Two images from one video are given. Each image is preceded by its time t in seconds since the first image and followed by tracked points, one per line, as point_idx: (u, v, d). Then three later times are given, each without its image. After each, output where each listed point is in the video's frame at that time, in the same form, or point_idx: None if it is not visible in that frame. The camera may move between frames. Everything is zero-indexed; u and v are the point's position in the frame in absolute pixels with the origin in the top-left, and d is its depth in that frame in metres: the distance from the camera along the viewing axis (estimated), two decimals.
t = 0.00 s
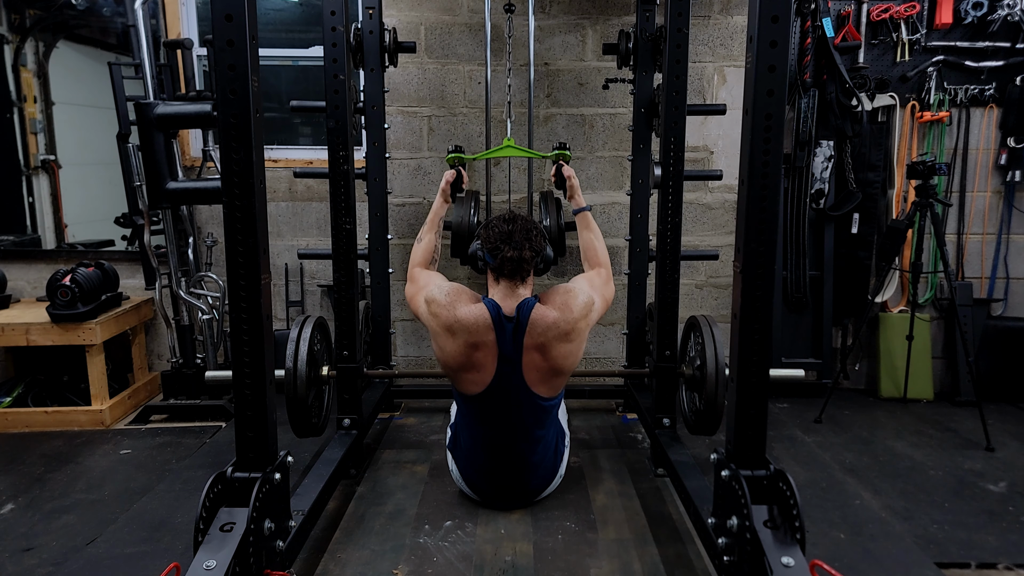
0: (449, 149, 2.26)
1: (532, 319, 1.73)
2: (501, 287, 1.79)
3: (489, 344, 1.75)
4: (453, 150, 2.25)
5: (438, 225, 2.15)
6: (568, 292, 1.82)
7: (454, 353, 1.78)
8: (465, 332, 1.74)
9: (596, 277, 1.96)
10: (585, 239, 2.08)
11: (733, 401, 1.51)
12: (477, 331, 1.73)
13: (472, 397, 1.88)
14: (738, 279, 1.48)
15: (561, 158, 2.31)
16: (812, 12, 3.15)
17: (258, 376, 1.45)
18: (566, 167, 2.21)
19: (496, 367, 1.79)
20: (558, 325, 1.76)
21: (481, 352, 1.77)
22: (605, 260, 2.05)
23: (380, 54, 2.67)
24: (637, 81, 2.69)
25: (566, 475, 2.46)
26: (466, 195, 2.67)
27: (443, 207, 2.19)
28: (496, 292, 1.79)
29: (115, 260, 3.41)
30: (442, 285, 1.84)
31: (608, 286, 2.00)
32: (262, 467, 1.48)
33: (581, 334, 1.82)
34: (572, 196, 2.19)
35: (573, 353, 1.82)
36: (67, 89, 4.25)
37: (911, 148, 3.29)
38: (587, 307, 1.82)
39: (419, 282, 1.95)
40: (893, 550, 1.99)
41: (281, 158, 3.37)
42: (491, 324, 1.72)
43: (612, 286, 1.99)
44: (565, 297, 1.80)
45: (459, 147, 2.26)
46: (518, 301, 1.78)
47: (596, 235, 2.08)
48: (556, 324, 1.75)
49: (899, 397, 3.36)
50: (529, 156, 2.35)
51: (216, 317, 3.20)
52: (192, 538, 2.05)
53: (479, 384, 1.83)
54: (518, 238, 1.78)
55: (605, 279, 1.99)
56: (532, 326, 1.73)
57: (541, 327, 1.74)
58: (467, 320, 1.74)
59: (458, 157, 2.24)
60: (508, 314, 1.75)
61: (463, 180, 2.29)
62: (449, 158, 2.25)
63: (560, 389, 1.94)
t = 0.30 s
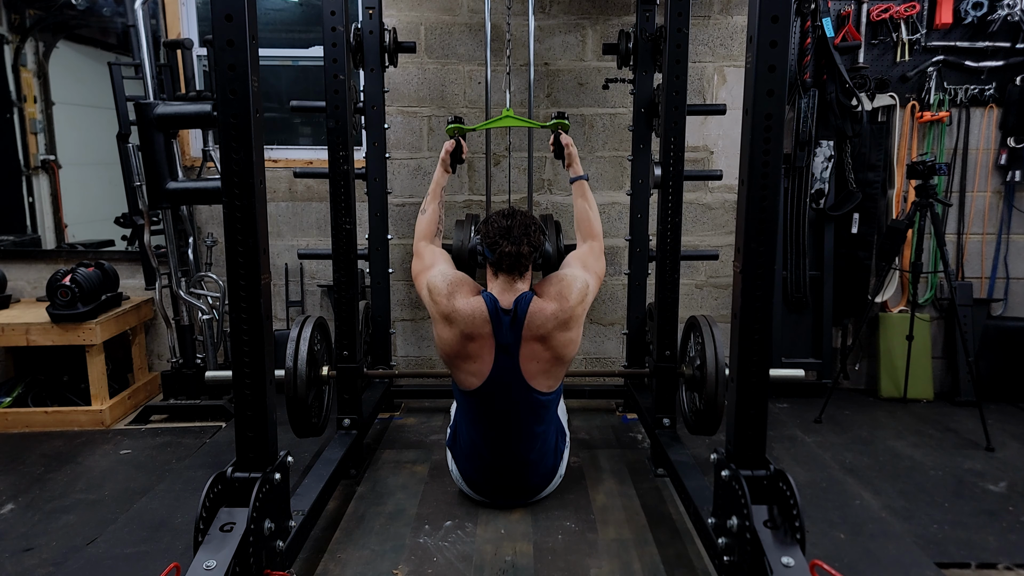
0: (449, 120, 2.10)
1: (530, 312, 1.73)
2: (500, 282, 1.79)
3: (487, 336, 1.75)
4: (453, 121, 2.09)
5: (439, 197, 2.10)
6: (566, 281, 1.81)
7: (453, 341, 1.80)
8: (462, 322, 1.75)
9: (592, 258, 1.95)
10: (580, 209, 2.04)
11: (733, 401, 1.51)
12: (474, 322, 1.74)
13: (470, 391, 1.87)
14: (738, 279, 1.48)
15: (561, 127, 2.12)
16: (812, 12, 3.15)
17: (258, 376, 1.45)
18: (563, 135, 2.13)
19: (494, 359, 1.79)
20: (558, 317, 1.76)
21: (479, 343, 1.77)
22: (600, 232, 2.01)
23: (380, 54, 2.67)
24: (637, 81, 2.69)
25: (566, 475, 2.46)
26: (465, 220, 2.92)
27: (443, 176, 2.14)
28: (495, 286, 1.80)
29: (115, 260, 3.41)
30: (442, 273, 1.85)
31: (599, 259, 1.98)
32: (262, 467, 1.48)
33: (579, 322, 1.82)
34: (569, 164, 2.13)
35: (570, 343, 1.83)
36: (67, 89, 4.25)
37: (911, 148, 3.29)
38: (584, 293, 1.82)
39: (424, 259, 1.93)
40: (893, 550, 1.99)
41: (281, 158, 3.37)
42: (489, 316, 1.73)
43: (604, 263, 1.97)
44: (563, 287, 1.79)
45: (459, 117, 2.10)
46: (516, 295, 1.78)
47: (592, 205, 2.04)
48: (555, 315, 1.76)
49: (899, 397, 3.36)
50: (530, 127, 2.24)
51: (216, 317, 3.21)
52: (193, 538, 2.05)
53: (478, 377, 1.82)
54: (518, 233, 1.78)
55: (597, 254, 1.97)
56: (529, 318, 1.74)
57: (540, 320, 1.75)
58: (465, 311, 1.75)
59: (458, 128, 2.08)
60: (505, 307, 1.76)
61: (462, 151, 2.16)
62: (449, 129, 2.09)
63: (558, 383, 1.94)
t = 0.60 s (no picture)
0: (450, 101, 2.10)
1: (530, 304, 1.75)
2: (500, 276, 1.79)
3: (486, 326, 1.75)
4: (454, 101, 2.10)
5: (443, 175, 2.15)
6: (566, 272, 1.81)
7: (453, 330, 1.80)
8: (462, 312, 1.76)
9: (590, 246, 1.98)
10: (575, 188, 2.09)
11: (733, 401, 1.51)
12: (474, 312, 1.75)
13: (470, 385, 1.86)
14: (738, 278, 1.48)
15: (560, 108, 2.14)
16: (812, 12, 3.15)
17: (258, 376, 1.45)
18: (563, 116, 2.18)
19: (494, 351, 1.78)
20: (558, 307, 1.78)
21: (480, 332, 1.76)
22: (593, 211, 2.06)
23: (380, 54, 2.67)
24: (637, 81, 2.69)
25: (566, 475, 2.46)
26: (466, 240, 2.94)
27: (445, 157, 2.17)
28: (495, 281, 1.80)
29: (115, 259, 3.41)
30: (443, 261, 1.86)
31: (591, 241, 2.00)
32: (262, 467, 1.48)
33: (578, 311, 1.83)
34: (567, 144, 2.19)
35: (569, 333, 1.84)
36: (67, 89, 4.25)
37: (911, 148, 3.29)
38: (582, 280, 1.84)
39: (430, 242, 1.98)
40: (893, 550, 1.99)
41: (281, 158, 3.37)
42: (488, 308, 1.74)
43: (597, 245, 2.00)
44: (563, 279, 1.80)
45: (461, 98, 2.10)
46: (516, 290, 1.79)
47: (588, 186, 2.09)
48: (555, 306, 1.77)
49: (899, 397, 3.36)
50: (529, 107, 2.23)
51: (216, 317, 3.20)
52: (193, 538, 2.05)
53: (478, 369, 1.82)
54: (518, 229, 1.78)
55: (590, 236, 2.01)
56: (530, 310, 1.75)
57: (540, 311, 1.76)
58: (466, 298, 1.76)
59: (459, 109, 2.10)
60: (505, 300, 1.77)
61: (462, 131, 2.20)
62: (450, 108, 2.10)
63: (558, 377, 1.93)
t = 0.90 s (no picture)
0: (449, 111, 2.08)
1: (531, 308, 1.74)
2: (500, 280, 1.79)
3: (486, 330, 1.75)
4: (454, 113, 2.08)
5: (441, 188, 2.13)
6: (566, 277, 1.82)
7: (452, 336, 1.80)
8: (462, 317, 1.76)
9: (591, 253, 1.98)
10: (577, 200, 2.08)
11: (733, 401, 1.51)
12: (474, 317, 1.75)
13: (471, 390, 1.87)
14: (738, 278, 1.48)
15: (560, 119, 2.11)
16: (812, 12, 3.15)
17: (258, 376, 1.45)
18: (563, 128, 2.16)
19: (495, 356, 1.78)
20: (560, 311, 1.77)
21: (481, 337, 1.76)
22: (596, 223, 2.06)
23: (380, 54, 2.67)
24: (637, 81, 2.69)
25: (566, 475, 2.46)
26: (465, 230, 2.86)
27: (444, 168, 2.16)
28: (495, 284, 1.80)
29: (115, 260, 3.41)
30: (442, 268, 1.86)
31: (594, 252, 2.00)
32: (262, 467, 1.48)
33: (579, 315, 1.83)
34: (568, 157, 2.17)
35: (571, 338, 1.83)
36: (67, 89, 4.25)
37: (911, 148, 3.29)
38: (584, 288, 1.84)
39: (427, 252, 1.98)
40: (893, 550, 1.99)
41: (281, 158, 3.37)
42: (488, 311, 1.73)
43: (600, 256, 2.00)
44: (564, 283, 1.80)
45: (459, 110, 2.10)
46: (516, 293, 1.78)
47: (589, 198, 2.09)
48: (556, 310, 1.77)
49: (899, 397, 3.36)
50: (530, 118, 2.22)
51: (216, 317, 3.20)
52: (193, 538, 2.05)
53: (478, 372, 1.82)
54: (518, 232, 1.79)
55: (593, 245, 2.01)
56: (531, 314, 1.74)
57: (541, 314, 1.75)
58: (466, 304, 1.75)
59: (458, 121, 2.09)
60: (506, 304, 1.76)
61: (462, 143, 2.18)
62: (449, 121, 2.09)
63: (559, 380, 1.93)
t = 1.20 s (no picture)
0: (447, 160, 2.29)
1: (533, 324, 1.74)
2: (501, 292, 1.79)
3: (489, 349, 1.76)
4: (454, 161, 2.27)
5: (436, 237, 2.09)
6: (570, 297, 1.82)
7: (454, 362, 1.80)
8: (464, 339, 1.76)
9: (597, 287, 1.92)
10: (586, 252, 2.03)
11: (733, 401, 1.51)
12: (477, 337, 1.75)
13: (472, 405, 1.90)
14: (738, 279, 1.48)
15: (561, 169, 2.34)
16: (812, 12, 3.15)
17: (258, 376, 1.45)
18: (568, 180, 2.17)
19: (497, 374, 1.81)
20: (561, 330, 1.77)
21: (483, 357, 1.77)
22: (607, 274, 2.01)
23: (380, 54, 2.67)
24: (637, 81, 2.69)
25: (566, 475, 2.46)
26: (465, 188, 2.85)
27: (442, 219, 2.12)
28: (495, 298, 1.79)
29: (115, 260, 3.41)
30: (439, 293, 1.84)
31: (609, 299, 1.96)
32: (262, 467, 1.48)
33: (582, 342, 1.82)
34: (572, 210, 2.16)
35: (575, 359, 1.84)
36: (67, 89, 4.25)
37: (911, 148, 3.29)
38: (589, 314, 1.82)
39: (415, 293, 1.91)
40: (893, 550, 1.99)
41: (281, 158, 3.37)
42: (489, 329, 1.74)
43: (613, 299, 1.95)
44: (567, 303, 1.81)
45: (458, 159, 2.30)
46: (519, 307, 1.78)
47: (597, 249, 2.03)
48: (559, 328, 1.77)
49: (899, 397, 3.36)
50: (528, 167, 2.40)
51: (216, 317, 3.20)
52: (193, 538, 2.05)
53: (479, 389, 1.85)
54: (521, 243, 1.77)
55: (606, 292, 1.95)
56: (533, 331, 1.74)
57: (544, 331, 1.75)
58: (466, 325, 1.75)
59: (458, 168, 2.26)
60: (509, 320, 1.76)
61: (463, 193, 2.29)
62: (448, 169, 2.28)
63: (561, 396, 1.96)
